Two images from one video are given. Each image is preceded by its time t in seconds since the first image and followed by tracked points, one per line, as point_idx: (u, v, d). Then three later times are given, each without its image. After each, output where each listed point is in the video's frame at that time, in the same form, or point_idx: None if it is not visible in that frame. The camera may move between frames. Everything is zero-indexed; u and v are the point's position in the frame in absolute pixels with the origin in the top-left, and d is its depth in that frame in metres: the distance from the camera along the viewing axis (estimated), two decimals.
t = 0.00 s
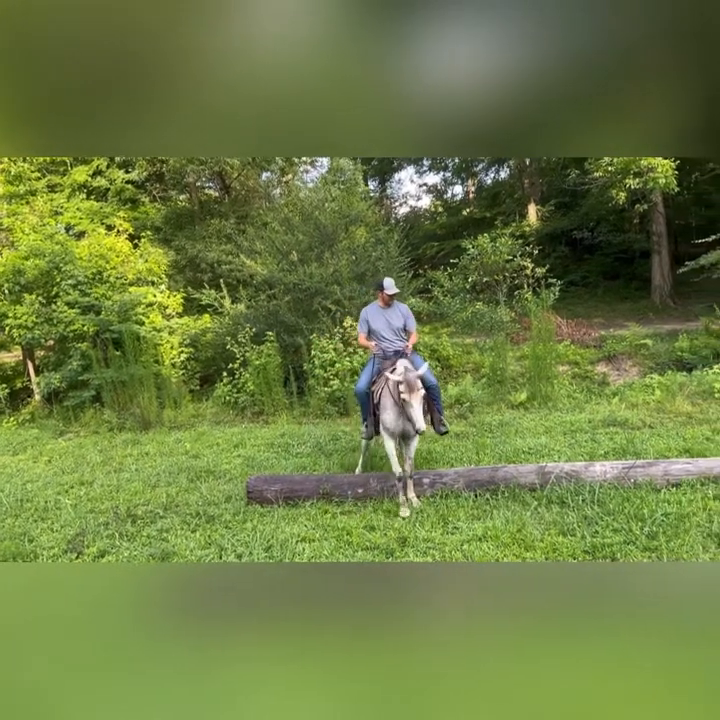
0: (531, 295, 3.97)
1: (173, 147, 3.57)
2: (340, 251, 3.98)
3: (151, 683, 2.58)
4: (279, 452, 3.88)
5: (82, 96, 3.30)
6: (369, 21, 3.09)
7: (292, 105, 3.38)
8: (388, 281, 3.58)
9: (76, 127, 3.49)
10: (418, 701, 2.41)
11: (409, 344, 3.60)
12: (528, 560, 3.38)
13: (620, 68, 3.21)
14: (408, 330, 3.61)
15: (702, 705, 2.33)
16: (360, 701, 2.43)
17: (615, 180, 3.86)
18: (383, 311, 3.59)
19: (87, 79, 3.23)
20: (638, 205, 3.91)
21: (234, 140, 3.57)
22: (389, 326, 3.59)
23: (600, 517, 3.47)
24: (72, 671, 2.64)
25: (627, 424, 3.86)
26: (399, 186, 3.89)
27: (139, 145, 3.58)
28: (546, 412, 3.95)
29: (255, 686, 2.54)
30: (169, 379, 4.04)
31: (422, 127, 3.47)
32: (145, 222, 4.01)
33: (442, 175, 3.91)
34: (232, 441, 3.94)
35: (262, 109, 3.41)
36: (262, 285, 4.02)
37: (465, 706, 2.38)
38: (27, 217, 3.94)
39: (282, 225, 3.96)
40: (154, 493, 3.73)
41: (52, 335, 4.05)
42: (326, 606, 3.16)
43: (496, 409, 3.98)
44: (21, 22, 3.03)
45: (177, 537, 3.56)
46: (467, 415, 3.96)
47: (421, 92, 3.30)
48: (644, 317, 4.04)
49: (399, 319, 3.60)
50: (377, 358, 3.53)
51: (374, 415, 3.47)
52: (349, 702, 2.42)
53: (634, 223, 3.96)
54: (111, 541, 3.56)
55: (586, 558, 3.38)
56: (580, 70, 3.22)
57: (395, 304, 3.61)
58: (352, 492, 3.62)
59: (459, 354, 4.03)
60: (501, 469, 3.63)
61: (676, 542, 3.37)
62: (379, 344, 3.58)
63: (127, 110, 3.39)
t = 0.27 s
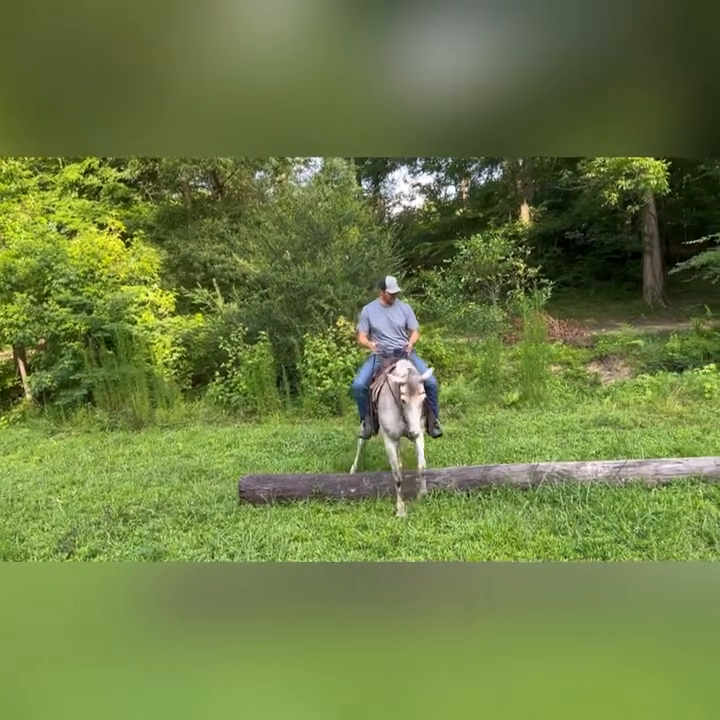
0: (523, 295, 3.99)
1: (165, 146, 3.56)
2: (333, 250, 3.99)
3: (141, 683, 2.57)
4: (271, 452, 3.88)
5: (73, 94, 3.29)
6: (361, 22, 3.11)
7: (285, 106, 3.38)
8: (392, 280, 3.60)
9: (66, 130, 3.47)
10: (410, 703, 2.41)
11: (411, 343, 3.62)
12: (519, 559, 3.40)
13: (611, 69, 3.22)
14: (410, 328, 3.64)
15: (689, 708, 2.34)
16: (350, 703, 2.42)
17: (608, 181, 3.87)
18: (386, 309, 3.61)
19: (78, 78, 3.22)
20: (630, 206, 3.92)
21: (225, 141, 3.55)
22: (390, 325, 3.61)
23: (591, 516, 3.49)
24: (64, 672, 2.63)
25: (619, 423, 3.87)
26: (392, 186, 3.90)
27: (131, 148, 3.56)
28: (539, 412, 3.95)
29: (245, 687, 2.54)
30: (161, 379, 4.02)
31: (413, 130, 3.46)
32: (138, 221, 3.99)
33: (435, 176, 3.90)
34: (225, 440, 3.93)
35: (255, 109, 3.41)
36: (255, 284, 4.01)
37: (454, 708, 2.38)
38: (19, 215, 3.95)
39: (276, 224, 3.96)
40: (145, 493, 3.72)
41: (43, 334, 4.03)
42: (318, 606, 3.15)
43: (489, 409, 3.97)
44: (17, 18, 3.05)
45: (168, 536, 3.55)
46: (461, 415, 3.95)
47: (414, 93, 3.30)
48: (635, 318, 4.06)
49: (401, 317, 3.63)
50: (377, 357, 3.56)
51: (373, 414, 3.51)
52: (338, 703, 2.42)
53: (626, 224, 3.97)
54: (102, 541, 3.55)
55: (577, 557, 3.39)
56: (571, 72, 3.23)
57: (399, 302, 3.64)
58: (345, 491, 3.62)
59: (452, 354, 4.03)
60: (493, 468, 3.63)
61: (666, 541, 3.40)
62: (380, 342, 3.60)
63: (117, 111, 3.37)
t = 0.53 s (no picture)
0: (515, 295, 3.99)
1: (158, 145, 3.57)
2: (325, 250, 3.98)
3: (130, 684, 2.55)
4: (263, 451, 3.87)
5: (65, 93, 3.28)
6: (352, 19, 3.08)
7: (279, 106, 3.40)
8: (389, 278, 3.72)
9: (58, 127, 3.47)
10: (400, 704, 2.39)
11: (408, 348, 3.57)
12: (510, 559, 3.37)
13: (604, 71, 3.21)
14: (407, 333, 3.58)
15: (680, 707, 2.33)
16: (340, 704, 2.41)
17: (598, 183, 3.87)
18: (383, 314, 3.56)
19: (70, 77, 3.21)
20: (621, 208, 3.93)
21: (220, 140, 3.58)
22: (388, 329, 3.56)
23: (581, 516, 3.49)
24: (52, 672, 2.61)
25: (609, 424, 3.90)
26: (384, 186, 3.90)
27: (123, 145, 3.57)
28: (529, 412, 3.97)
29: (234, 687, 2.52)
30: (152, 378, 4.01)
31: (406, 131, 3.49)
32: (128, 220, 3.99)
33: (427, 176, 3.89)
34: (215, 440, 3.92)
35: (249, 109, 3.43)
36: (246, 283, 4.02)
37: (444, 708, 2.37)
38: (8, 212, 3.90)
39: (267, 223, 3.96)
40: (136, 493, 3.69)
41: (32, 332, 4.02)
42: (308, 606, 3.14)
43: (480, 409, 4.01)
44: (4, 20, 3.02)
45: (159, 537, 3.51)
46: (452, 414, 3.99)
47: (407, 94, 3.30)
48: (626, 319, 4.05)
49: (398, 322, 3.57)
50: (374, 362, 3.55)
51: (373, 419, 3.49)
52: (328, 704, 2.40)
53: (617, 226, 3.98)
54: (91, 541, 3.49)
55: (567, 556, 3.37)
56: (564, 73, 3.22)
57: (395, 306, 3.58)
58: (337, 490, 3.62)
59: (444, 354, 4.05)
60: (484, 468, 3.64)
61: (656, 541, 3.36)
62: (378, 347, 3.55)
63: (107, 106, 3.34)
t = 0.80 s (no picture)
0: (507, 295, 4.01)
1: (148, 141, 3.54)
2: (317, 248, 3.98)
3: (116, 680, 2.55)
4: (254, 450, 3.86)
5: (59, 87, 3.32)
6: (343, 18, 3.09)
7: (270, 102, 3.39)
8: (386, 277, 3.79)
9: (46, 122, 3.46)
10: (386, 702, 2.39)
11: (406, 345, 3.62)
12: (500, 557, 3.41)
13: (592, 71, 3.23)
14: (404, 331, 3.62)
15: (666, 706, 2.33)
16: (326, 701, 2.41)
17: (589, 183, 3.91)
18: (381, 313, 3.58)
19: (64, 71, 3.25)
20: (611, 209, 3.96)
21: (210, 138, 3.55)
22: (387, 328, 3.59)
23: (571, 514, 3.51)
24: (38, 669, 2.61)
25: (599, 423, 3.92)
26: (376, 185, 3.90)
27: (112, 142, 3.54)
28: (520, 411, 3.98)
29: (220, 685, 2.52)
30: (143, 375, 4.00)
31: (398, 129, 3.47)
32: (119, 217, 3.97)
33: (419, 176, 3.91)
34: (206, 438, 3.91)
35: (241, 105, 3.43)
36: (238, 281, 4.01)
37: (430, 705, 2.38)
38: None
39: (259, 221, 3.96)
40: (126, 491, 3.68)
41: (21, 330, 4.00)
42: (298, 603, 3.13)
43: (471, 408, 4.02)
44: None
45: (149, 535, 3.53)
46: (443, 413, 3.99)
47: (399, 92, 3.29)
48: (616, 320, 4.05)
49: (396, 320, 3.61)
50: (373, 361, 3.60)
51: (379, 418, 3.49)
52: (313, 702, 2.40)
53: (607, 226, 3.99)
54: (81, 540, 3.52)
55: (557, 554, 3.41)
56: (553, 72, 3.25)
57: (392, 305, 3.61)
58: (328, 488, 3.61)
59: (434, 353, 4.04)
60: (474, 467, 3.65)
61: (645, 539, 3.41)
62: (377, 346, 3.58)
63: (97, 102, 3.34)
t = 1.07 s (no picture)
0: (496, 295, 4.01)
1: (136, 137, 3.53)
2: (308, 246, 3.97)
3: (100, 680, 2.53)
4: (243, 449, 3.85)
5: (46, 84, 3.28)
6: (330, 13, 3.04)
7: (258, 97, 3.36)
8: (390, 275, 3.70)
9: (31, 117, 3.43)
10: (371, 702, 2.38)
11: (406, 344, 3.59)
12: (489, 555, 3.42)
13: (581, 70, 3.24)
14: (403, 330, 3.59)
15: (651, 707, 2.33)
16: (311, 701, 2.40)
17: (578, 184, 3.93)
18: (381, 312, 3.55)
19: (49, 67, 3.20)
20: (600, 210, 3.99)
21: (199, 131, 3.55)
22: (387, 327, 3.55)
23: (559, 513, 3.53)
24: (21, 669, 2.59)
25: (587, 423, 3.93)
26: (366, 184, 3.90)
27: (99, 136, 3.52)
28: (509, 410, 4.00)
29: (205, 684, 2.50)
30: (131, 374, 3.98)
31: (387, 127, 3.48)
32: (107, 214, 3.96)
33: (409, 174, 3.91)
34: (195, 437, 3.90)
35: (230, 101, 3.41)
36: (227, 279, 4.00)
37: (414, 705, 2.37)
38: None
39: (249, 219, 3.95)
40: (113, 490, 3.67)
41: (8, 327, 3.97)
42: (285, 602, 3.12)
43: (460, 407, 4.03)
44: None
45: (138, 534, 3.51)
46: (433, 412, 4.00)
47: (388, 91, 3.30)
48: (604, 320, 4.08)
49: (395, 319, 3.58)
50: (376, 361, 3.52)
51: (383, 417, 3.43)
52: (298, 702, 2.38)
53: (596, 226, 4.02)
54: (69, 539, 3.49)
55: (545, 553, 3.44)
56: (543, 71, 3.24)
57: (392, 303, 3.59)
58: (318, 487, 3.61)
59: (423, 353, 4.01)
60: (464, 466, 3.64)
61: (632, 538, 3.43)
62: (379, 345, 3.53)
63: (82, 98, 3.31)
